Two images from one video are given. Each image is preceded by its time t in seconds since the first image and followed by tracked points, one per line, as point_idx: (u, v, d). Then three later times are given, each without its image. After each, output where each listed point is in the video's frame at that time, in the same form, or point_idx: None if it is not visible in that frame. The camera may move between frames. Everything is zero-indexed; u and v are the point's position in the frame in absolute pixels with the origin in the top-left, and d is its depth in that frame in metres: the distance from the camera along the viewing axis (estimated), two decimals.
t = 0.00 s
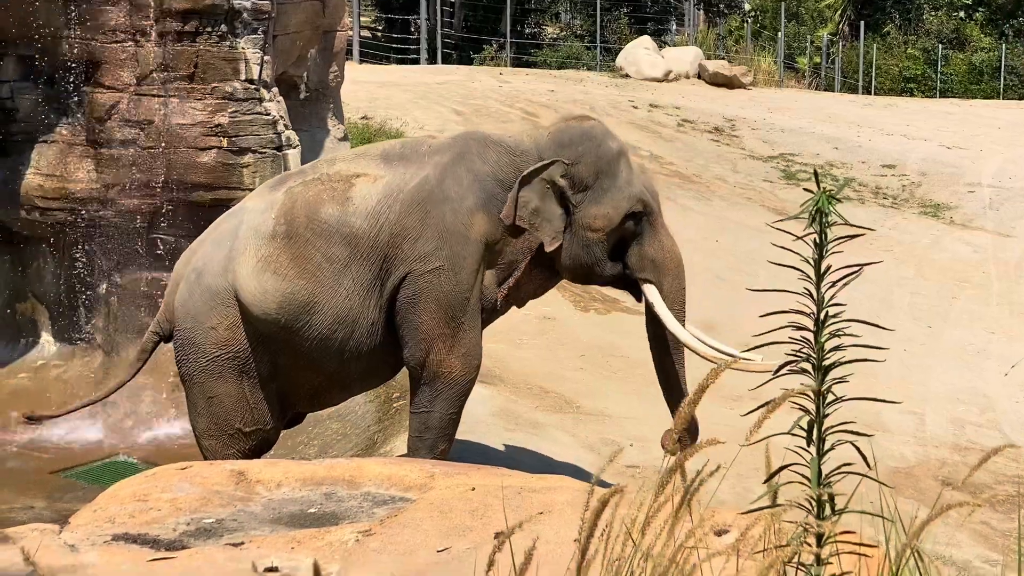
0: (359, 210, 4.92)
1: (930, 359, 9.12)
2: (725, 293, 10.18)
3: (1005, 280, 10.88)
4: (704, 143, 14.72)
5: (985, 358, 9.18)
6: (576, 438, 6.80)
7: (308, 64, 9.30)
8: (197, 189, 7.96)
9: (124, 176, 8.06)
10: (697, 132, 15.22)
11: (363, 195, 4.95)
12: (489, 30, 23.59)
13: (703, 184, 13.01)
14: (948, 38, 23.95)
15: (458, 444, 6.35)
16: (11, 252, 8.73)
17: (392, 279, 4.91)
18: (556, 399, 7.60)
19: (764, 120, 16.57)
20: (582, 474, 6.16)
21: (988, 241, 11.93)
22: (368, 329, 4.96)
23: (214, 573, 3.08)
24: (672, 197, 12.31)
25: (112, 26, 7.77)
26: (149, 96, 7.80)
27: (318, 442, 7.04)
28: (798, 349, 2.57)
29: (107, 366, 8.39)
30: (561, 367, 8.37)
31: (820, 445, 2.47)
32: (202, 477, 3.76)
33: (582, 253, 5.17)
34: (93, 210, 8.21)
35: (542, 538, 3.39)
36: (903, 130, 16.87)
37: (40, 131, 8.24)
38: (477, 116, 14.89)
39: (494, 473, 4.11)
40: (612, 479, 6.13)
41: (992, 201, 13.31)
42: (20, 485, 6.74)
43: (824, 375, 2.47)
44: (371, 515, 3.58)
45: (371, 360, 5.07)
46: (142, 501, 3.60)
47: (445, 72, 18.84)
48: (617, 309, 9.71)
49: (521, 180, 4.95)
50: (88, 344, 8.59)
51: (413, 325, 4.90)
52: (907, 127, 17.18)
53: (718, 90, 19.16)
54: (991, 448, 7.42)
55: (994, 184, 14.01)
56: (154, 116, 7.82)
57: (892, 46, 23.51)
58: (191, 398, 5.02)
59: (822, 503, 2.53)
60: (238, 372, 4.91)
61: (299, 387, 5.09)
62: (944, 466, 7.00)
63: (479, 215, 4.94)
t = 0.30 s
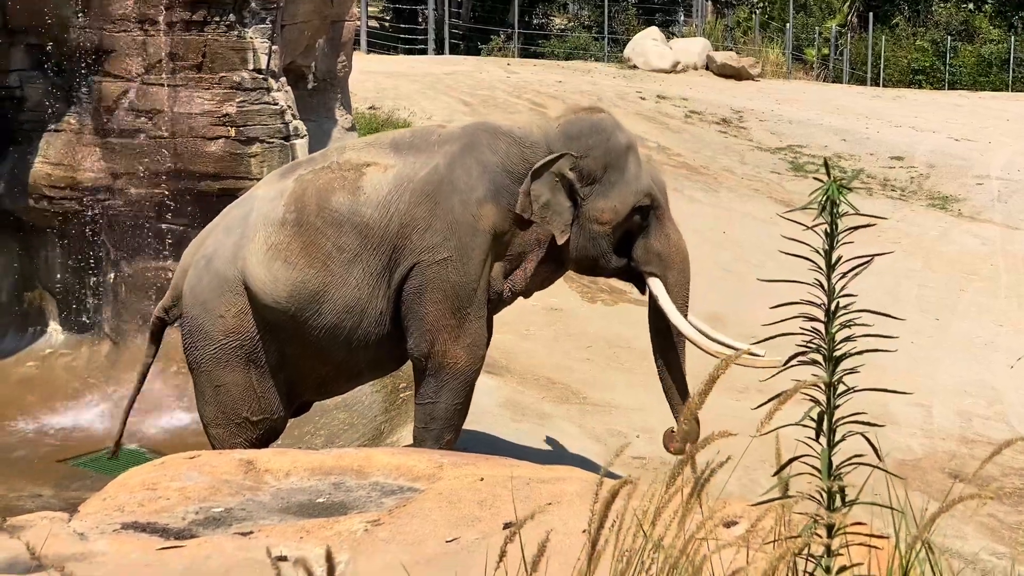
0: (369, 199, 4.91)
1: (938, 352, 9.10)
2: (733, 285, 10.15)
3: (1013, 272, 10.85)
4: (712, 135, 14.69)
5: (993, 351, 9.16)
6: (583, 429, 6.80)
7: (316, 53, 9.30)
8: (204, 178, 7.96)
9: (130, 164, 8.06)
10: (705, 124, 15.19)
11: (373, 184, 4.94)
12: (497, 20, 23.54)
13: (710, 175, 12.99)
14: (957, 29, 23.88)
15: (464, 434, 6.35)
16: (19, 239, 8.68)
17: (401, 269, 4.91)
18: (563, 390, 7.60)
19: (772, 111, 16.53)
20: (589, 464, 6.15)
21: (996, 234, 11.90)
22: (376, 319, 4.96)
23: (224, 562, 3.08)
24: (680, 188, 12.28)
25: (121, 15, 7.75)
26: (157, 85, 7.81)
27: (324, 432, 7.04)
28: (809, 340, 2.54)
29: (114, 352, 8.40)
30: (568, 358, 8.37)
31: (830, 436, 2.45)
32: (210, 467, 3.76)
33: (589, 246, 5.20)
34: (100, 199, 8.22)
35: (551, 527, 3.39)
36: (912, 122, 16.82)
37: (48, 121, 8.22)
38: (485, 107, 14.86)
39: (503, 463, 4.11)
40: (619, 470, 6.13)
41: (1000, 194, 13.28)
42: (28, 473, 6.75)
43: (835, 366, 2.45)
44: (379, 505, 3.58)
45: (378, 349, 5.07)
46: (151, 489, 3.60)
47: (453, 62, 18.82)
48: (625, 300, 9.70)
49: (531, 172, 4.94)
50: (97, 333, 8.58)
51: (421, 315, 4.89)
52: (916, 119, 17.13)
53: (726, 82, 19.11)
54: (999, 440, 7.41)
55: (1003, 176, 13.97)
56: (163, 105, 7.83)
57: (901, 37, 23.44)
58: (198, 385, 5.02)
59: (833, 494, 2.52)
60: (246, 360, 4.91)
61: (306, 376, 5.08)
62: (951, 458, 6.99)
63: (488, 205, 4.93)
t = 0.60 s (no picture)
0: (376, 197, 4.90)
1: (946, 345, 9.06)
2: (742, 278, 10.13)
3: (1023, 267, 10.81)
4: (721, 127, 14.65)
5: (1003, 345, 9.12)
6: (592, 421, 6.79)
7: (325, 45, 9.30)
8: (215, 169, 7.94)
9: (140, 155, 8.04)
10: (714, 116, 15.14)
11: (380, 182, 4.93)
12: (507, 12, 23.51)
13: (720, 167, 12.95)
14: (967, 22, 23.81)
15: (473, 426, 6.35)
16: (29, 229, 8.71)
17: (410, 266, 4.90)
18: (571, 382, 7.59)
19: (781, 104, 16.49)
20: (597, 456, 6.15)
21: (1006, 228, 11.85)
22: (386, 315, 4.96)
23: (235, 552, 3.08)
24: (689, 180, 12.25)
25: (131, 5, 7.76)
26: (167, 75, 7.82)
27: (333, 423, 7.05)
28: (823, 332, 2.51)
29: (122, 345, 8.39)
30: (577, 350, 8.35)
31: (844, 428, 2.43)
32: (222, 456, 3.76)
33: (608, 219, 5.11)
34: (109, 188, 8.18)
35: (563, 518, 3.39)
36: (921, 115, 16.77)
37: (58, 111, 8.21)
38: (494, 99, 14.84)
39: (513, 454, 4.11)
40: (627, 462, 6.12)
41: (1011, 188, 13.22)
42: (38, 462, 6.77)
43: (849, 359, 2.42)
44: (390, 496, 3.57)
45: (388, 345, 5.07)
46: (163, 479, 3.60)
47: (462, 54, 18.78)
48: (634, 293, 9.69)
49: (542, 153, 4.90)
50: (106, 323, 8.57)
51: (431, 311, 4.89)
52: (926, 112, 17.08)
53: (735, 74, 19.04)
54: (1008, 434, 7.38)
55: (1013, 170, 13.91)
56: (172, 96, 7.84)
57: (911, 31, 23.38)
58: (208, 380, 5.03)
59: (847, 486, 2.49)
60: (256, 355, 4.92)
61: (316, 370, 5.09)
62: (960, 451, 6.96)
63: (497, 197, 4.90)
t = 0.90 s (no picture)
0: (385, 190, 4.89)
1: (954, 341, 9.02)
2: (749, 273, 10.09)
3: None
4: (730, 121, 14.62)
5: (1012, 341, 9.08)
6: (599, 415, 6.78)
7: (334, 37, 9.29)
8: (222, 162, 7.94)
9: (149, 147, 8.09)
10: (722, 110, 15.11)
11: (389, 174, 4.92)
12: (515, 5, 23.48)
13: (728, 161, 12.93)
14: (976, 17, 23.76)
15: (481, 419, 6.34)
16: (38, 221, 8.66)
17: (419, 259, 4.90)
18: (579, 376, 7.58)
19: (790, 98, 16.45)
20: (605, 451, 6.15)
21: (1015, 223, 11.80)
22: (394, 308, 4.95)
23: (244, 545, 3.08)
24: (697, 174, 12.23)
25: None
26: (175, 68, 7.84)
27: (341, 416, 7.05)
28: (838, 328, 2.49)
29: (131, 337, 8.40)
30: (584, 344, 8.34)
31: (857, 425, 2.41)
32: (231, 449, 3.76)
33: (614, 211, 5.06)
34: (118, 181, 8.21)
35: (573, 514, 3.38)
36: (930, 110, 16.72)
37: (67, 104, 8.21)
38: (502, 92, 14.83)
39: (522, 449, 4.10)
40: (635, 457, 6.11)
41: (1020, 182, 13.18)
42: (46, 454, 6.78)
43: (863, 355, 2.40)
44: (399, 490, 3.57)
45: (397, 337, 5.06)
46: (172, 472, 3.60)
47: (470, 47, 18.76)
48: (642, 287, 9.68)
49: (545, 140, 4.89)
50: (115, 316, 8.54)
51: (440, 303, 4.88)
52: (935, 107, 17.04)
53: (743, 68, 18.98)
54: (1017, 430, 7.35)
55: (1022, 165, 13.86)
56: (181, 88, 7.86)
57: (920, 25, 23.32)
58: (216, 372, 5.03)
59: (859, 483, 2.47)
60: (264, 347, 4.91)
61: (324, 362, 5.10)
62: (969, 447, 6.94)
63: (506, 190, 4.89)
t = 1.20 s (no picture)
0: (392, 178, 4.89)
1: (961, 337, 9.01)
2: (755, 269, 10.08)
3: None
4: (737, 117, 14.59)
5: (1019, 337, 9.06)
6: (605, 411, 6.77)
7: (341, 33, 9.26)
8: (230, 157, 7.93)
9: (157, 142, 8.04)
10: (729, 106, 15.09)
11: (397, 163, 4.92)
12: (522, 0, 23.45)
13: (735, 157, 12.90)
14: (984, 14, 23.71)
15: (488, 414, 6.33)
16: (44, 214, 8.69)
17: (426, 248, 4.89)
18: (585, 372, 7.57)
19: (797, 94, 16.41)
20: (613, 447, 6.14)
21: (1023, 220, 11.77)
22: (400, 297, 4.94)
23: (253, 540, 3.08)
24: (704, 170, 12.21)
25: None
26: (183, 62, 7.83)
27: (347, 411, 7.04)
28: (848, 325, 2.47)
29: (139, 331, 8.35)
30: (591, 340, 8.34)
31: (868, 421, 2.40)
32: (240, 445, 3.76)
33: (613, 227, 5.13)
34: (125, 175, 8.18)
35: (582, 510, 3.38)
36: (937, 106, 16.69)
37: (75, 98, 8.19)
38: (509, 88, 14.81)
39: (530, 445, 4.09)
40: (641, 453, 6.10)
41: None
42: (53, 448, 6.78)
43: (873, 353, 2.38)
44: (408, 485, 3.57)
45: (403, 328, 5.05)
46: (181, 467, 3.60)
47: (477, 42, 18.75)
48: (648, 283, 9.67)
49: (554, 145, 4.90)
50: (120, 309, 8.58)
51: (446, 294, 4.88)
52: (943, 104, 16.99)
53: (750, 64, 18.95)
54: None
55: None
56: (188, 83, 7.84)
57: (927, 23, 23.28)
58: (223, 363, 5.03)
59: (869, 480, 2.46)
60: (270, 338, 4.91)
61: (330, 353, 5.09)
62: (976, 444, 6.92)
63: (514, 186, 4.90)
